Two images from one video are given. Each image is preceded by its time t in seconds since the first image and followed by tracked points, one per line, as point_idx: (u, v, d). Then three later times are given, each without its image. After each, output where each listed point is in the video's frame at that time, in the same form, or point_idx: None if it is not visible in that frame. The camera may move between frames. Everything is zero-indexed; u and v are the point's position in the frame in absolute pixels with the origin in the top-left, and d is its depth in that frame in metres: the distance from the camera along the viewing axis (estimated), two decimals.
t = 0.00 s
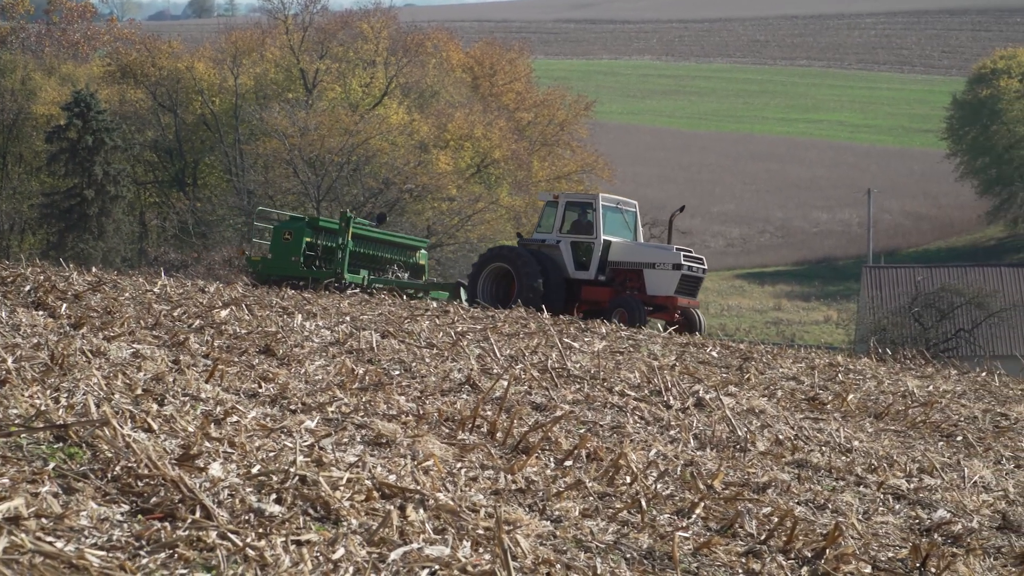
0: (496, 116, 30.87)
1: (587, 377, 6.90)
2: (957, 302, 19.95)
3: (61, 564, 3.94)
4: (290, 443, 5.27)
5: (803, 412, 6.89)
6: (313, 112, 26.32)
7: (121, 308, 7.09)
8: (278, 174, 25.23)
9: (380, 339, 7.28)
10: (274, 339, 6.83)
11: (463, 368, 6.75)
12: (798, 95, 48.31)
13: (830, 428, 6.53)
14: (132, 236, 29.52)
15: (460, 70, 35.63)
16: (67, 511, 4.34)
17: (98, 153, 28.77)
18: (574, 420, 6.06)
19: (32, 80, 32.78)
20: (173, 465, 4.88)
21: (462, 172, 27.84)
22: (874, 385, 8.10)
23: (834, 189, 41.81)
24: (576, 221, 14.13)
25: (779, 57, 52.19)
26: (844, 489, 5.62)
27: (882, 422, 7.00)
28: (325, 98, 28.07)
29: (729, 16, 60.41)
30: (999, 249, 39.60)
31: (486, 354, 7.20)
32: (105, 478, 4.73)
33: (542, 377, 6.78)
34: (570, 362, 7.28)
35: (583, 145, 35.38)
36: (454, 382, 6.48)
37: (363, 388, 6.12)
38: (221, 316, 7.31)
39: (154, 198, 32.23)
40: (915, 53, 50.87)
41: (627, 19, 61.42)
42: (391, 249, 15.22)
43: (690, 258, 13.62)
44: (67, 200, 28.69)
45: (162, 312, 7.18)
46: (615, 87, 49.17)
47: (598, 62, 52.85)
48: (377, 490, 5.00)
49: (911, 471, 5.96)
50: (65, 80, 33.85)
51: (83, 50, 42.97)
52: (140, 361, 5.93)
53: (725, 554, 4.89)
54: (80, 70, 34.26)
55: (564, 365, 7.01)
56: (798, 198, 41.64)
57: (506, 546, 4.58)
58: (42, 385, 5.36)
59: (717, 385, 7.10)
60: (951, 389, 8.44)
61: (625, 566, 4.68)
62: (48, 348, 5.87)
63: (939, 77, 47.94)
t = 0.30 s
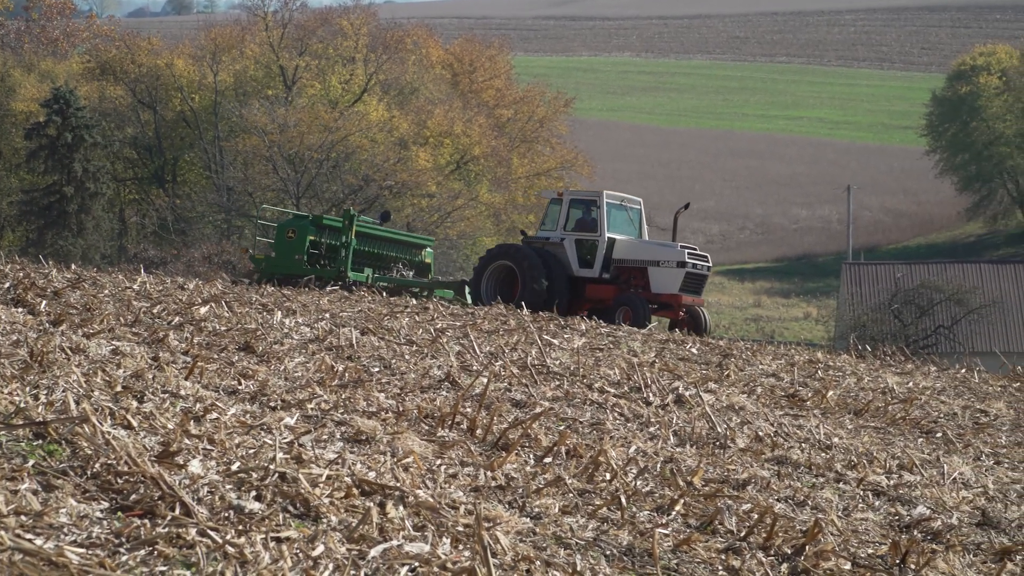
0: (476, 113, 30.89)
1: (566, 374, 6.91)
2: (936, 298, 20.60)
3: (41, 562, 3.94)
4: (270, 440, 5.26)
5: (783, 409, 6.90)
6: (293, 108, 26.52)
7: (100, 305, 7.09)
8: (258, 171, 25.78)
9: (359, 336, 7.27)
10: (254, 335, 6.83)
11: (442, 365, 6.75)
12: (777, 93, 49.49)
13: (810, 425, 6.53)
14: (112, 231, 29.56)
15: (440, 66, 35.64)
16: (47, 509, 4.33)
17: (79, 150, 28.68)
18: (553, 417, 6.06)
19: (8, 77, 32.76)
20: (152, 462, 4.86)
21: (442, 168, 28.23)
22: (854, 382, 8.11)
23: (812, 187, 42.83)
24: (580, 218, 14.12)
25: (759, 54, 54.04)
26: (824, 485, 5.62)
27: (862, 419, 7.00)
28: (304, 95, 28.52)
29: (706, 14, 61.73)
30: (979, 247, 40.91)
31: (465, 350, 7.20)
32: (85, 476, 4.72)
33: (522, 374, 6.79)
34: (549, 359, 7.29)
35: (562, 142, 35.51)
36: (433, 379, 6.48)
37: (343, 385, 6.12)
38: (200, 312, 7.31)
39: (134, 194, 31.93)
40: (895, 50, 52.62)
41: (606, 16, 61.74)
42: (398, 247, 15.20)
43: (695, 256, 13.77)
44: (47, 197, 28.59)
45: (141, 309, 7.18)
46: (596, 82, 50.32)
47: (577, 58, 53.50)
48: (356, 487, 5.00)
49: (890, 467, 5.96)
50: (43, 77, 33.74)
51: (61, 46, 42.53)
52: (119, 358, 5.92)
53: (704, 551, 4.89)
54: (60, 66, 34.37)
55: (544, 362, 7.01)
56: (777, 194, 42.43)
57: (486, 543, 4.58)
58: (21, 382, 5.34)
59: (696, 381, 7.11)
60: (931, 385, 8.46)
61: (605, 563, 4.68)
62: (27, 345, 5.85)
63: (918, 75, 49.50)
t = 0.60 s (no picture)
0: (452, 112, 30.91)
1: (542, 373, 6.90)
2: (912, 297, 20.82)
3: (16, 562, 3.93)
4: (246, 440, 5.25)
5: (759, 408, 6.91)
6: (268, 108, 26.28)
7: (76, 304, 7.09)
8: (234, 169, 25.56)
9: (335, 335, 7.27)
10: (230, 334, 6.84)
11: (419, 364, 6.74)
12: (753, 91, 50.15)
13: (786, 424, 6.54)
14: (86, 232, 29.13)
15: (416, 66, 35.50)
16: (23, 509, 4.33)
17: (53, 149, 28.43)
18: (529, 416, 6.06)
19: None
20: (128, 461, 4.84)
21: (418, 168, 27.90)
22: (830, 381, 8.12)
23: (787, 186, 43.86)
24: (580, 219, 14.07)
25: (735, 53, 54.76)
26: (800, 484, 5.62)
27: (838, 418, 7.01)
28: (280, 94, 28.17)
29: (682, 12, 62.12)
30: (955, 245, 41.21)
31: (441, 349, 7.21)
32: (61, 475, 4.70)
33: (498, 373, 6.79)
34: (525, 358, 7.28)
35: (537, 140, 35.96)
36: (409, 378, 6.48)
37: (319, 384, 6.12)
38: (175, 312, 7.32)
39: (109, 194, 31.39)
40: (870, 49, 53.36)
41: (583, 15, 61.98)
42: (399, 248, 15.21)
43: (696, 257, 13.73)
44: (23, 196, 28.36)
45: (117, 308, 7.19)
46: (572, 80, 50.73)
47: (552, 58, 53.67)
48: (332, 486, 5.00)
49: (866, 466, 5.97)
50: (18, 78, 33.68)
51: (34, 45, 41.81)
52: (96, 357, 5.92)
53: (680, 549, 4.89)
54: (35, 65, 34.36)
55: (520, 361, 7.02)
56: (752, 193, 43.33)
57: (461, 543, 4.58)
58: None
59: (671, 380, 7.11)
60: (907, 384, 8.47)
61: (581, 561, 4.67)
62: (4, 344, 5.84)
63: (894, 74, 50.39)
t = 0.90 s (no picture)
0: (428, 111, 31.06)
1: (518, 373, 6.91)
2: (888, 295, 21.16)
3: None
4: (222, 439, 5.25)
5: (735, 407, 6.93)
6: (244, 107, 26.22)
7: (52, 304, 7.09)
8: (211, 169, 25.39)
9: (311, 334, 7.27)
10: (206, 333, 6.83)
11: (394, 363, 6.76)
12: (730, 91, 50.30)
13: (762, 423, 6.56)
14: (63, 230, 28.84)
15: (391, 65, 35.48)
16: None
17: (29, 149, 27.83)
18: (506, 415, 6.07)
19: None
20: (104, 460, 4.82)
21: (394, 167, 28.07)
22: (806, 379, 8.15)
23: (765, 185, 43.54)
24: (582, 219, 14.03)
25: (711, 52, 54.68)
26: (776, 483, 5.63)
27: (814, 417, 7.03)
28: (257, 93, 28.24)
29: (658, 11, 61.84)
30: (930, 244, 41.97)
31: (417, 348, 7.22)
32: (37, 475, 4.69)
33: (474, 371, 6.80)
34: (501, 357, 7.29)
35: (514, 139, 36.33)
36: (385, 377, 6.48)
37: (295, 383, 6.12)
38: (151, 311, 7.32)
39: (84, 194, 31.06)
40: (847, 48, 54.02)
41: (558, 15, 61.66)
42: (400, 248, 15.38)
43: (698, 259, 13.63)
44: None
45: (93, 308, 7.19)
46: (548, 80, 50.11)
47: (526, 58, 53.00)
48: (308, 486, 4.99)
49: (843, 465, 6.00)
50: None
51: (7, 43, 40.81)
52: (71, 357, 5.91)
53: (657, 549, 4.89)
54: (9, 65, 34.17)
55: (495, 360, 7.03)
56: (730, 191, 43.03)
57: (438, 541, 4.57)
58: None
59: (647, 379, 7.13)
60: (883, 383, 8.50)
61: (558, 561, 4.66)
62: None
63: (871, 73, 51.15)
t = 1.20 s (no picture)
0: (406, 111, 31.21)
1: (498, 373, 6.92)
2: (867, 295, 21.03)
3: None
4: (201, 439, 5.25)
5: (713, 407, 6.95)
6: (223, 107, 26.16)
7: (30, 304, 7.09)
8: (189, 169, 24.90)
9: (290, 334, 7.29)
10: (185, 333, 6.84)
11: (373, 363, 6.77)
12: (709, 90, 50.49)
13: (741, 422, 6.57)
14: (42, 230, 28.05)
15: (371, 64, 35.46)
16: None
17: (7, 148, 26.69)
18: (484, 414, 6.08)
19: None
20: (83, 461, 4.81)
21: (372, 167, 28.17)
22: (785, 378, 8.20)
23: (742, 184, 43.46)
24: (586, 220, 13.90)
25: (690, 51, 54.70)
26: (755, 483, 5.64)
27: (794, 416, 7.05)
28: (235, 92, 28.16)
29: (637, 10, 61.73)
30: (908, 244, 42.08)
31: (396, 348, 7.24)
32: (15, 475, 4.68)
33: (452, 372, 6.82)
34: (480, 357, 7.30)
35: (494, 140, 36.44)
36: (364, 377, 6.49)
37: (274, 382, 6.13)
38: (130, 311, 7.33)
39: (63, 194, 30.49)
40: (825, 47, 54.33)
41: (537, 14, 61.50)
42: (404, 249, 15.43)
43: (703, 260, 13.43)
44: None
45: (72, 308, 7.20)
46: (527, 80, 50.36)
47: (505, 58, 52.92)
48: (287, 485, 4.98)
49: (822, 464, 6.02)
50: None
51: None
52: (50, 357, 5.91)
53: (637, 548, 4.88)
54: None
55: (474, 359, 7.04)
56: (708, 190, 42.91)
57: (416, 541, 4.56)
58: None
59: (626, 378, 7.16)
60: (862, 383, 8.55)
61: (537, 560, 4.65)
62: None
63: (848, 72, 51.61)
